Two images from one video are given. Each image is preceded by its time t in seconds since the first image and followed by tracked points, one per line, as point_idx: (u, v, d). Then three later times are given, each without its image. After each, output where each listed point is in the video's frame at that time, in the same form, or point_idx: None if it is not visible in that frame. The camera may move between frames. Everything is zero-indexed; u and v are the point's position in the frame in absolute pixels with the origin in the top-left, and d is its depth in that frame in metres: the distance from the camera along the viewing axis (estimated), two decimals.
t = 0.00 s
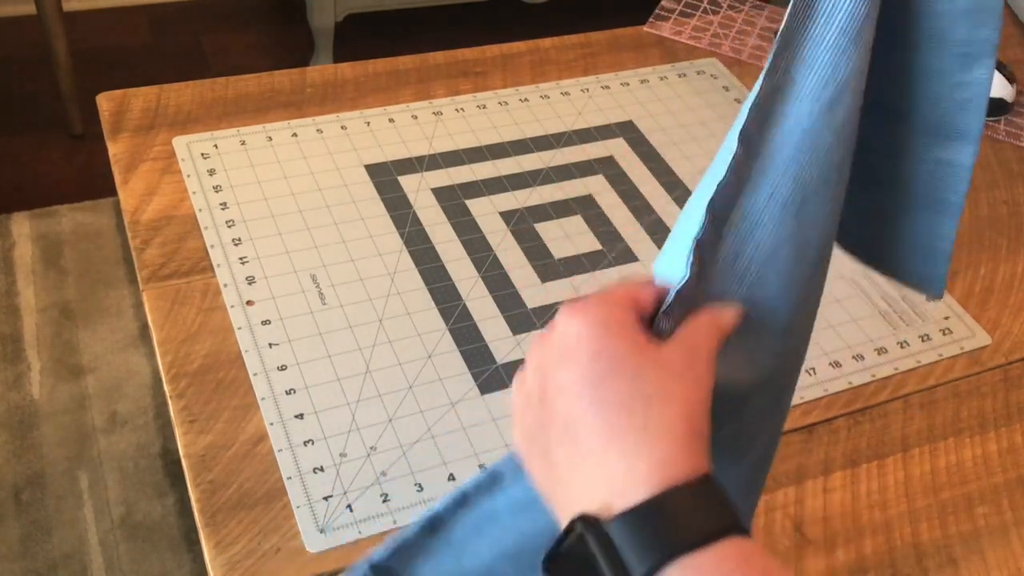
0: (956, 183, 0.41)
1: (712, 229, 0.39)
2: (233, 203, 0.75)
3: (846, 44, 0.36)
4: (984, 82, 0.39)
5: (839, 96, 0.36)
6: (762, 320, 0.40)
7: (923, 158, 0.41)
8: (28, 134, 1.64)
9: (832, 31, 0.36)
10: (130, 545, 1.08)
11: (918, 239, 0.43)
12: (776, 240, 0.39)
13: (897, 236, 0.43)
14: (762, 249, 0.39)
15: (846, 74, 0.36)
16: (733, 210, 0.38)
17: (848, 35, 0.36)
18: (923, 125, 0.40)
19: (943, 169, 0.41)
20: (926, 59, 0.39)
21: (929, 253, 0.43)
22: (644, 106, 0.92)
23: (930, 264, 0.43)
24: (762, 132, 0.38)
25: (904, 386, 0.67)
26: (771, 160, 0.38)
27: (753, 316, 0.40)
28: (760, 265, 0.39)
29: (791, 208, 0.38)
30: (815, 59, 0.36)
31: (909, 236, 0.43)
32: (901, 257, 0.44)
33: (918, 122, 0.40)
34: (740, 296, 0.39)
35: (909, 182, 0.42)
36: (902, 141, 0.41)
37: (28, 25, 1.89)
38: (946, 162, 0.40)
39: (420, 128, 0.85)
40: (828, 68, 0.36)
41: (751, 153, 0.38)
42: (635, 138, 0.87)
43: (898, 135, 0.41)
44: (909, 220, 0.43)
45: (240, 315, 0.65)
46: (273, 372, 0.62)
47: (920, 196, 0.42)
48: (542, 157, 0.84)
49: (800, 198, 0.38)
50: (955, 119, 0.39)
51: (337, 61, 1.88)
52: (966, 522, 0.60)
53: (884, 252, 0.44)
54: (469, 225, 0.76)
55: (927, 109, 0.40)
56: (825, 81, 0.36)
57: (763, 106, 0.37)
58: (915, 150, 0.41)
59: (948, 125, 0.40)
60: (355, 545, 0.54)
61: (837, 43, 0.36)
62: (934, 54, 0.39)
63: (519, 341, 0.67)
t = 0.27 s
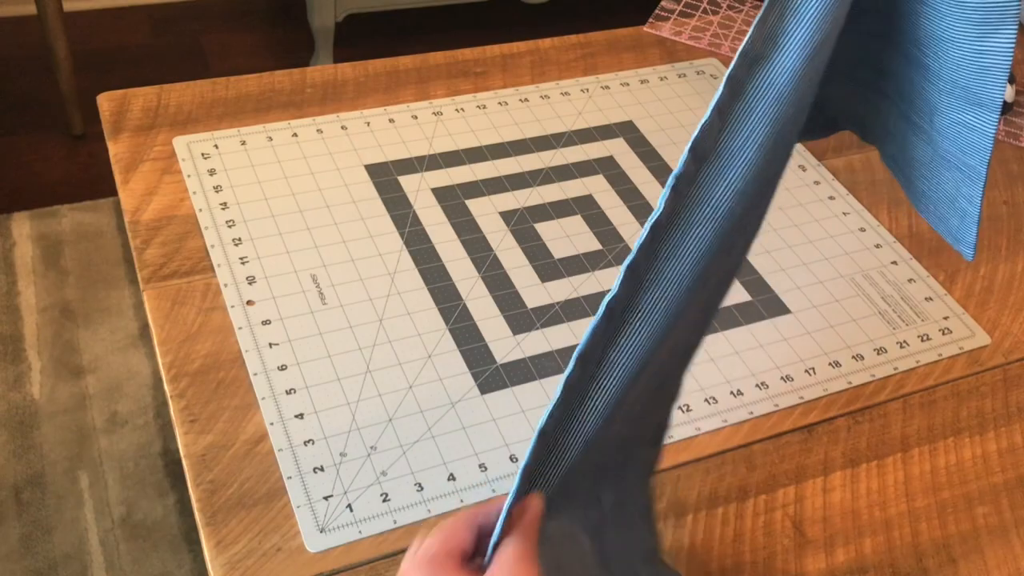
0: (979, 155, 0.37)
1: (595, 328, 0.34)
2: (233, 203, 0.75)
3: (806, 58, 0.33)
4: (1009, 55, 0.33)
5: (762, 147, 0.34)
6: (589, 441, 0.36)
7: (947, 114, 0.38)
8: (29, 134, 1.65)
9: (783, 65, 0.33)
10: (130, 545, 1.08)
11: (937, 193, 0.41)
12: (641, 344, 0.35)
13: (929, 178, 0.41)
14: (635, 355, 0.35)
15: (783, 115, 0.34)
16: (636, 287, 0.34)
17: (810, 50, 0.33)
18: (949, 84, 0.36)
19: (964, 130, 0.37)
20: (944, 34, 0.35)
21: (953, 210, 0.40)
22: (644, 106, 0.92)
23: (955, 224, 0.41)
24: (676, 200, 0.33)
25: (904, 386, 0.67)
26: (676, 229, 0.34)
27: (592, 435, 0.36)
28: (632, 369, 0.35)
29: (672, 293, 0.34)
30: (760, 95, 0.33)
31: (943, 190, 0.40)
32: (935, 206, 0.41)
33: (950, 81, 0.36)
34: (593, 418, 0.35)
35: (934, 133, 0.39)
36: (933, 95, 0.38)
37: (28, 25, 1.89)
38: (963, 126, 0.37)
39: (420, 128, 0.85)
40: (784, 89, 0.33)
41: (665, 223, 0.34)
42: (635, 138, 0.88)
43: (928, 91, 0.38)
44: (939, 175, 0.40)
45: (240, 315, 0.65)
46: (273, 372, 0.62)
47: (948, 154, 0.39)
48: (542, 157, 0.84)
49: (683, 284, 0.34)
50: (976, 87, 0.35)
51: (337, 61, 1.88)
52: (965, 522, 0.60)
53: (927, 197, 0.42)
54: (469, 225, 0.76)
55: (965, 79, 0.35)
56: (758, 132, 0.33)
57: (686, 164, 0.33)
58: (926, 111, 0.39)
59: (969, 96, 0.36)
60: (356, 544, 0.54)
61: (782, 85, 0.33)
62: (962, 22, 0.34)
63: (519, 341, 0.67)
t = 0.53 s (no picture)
0: (947, 161, 0.44)
1: (591, 295, 0.39)
2: (233, 203, 0.75)
3: (781, 59, 0.39)
4: (978, 62, 0.41)
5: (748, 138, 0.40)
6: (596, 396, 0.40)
7: (912, 127, 0.44)
8: (29, 134, 1.65)
9: (762, 70, 0.39)
10: (130, 544, 1.08)
11: (894, 214, 0.47)
12: (640, 307, 0.39)
13: (882, 207, 0.47)
14: (635, 317, 0.39)
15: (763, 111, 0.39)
16: (626, 254, 0.39)
17: (785, 51, 0.39)
18: (907, 96, 0.44)
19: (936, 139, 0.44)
20: (908, 47, 0.42)
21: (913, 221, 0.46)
22: (644, 106, 0.92)
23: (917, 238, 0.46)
24: (667, 182, 0.39)
25: (904, 386, 0.68)
26: (664, 210, 0.39)
27: (597, 395, 0.40)
28: (637, 329, 0.39)
29: (672, 264, 0.39)
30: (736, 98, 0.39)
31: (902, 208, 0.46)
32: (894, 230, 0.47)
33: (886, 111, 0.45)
34: (592, 375, 0.39)
35: (897, 151, 0.45)
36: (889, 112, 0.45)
37: (29, 25, 1.89)
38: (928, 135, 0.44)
39: (420, 128, 0.85)
40: (762, 88, 0.39)
41: (655, 202, 0.39)
42: (634, 138, 0.88)
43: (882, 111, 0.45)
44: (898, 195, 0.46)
45: (240, 315, 0.66)
46: (273, 372, 0.62)
47: (911, 170, 0.45)
48: (542, 157, 0.84)
49: (684, 254, 0.40)
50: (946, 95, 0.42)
51: (337, 61, 1.89)
52: (965, 522, 0.60)
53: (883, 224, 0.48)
54: (469, 225, 0.76)
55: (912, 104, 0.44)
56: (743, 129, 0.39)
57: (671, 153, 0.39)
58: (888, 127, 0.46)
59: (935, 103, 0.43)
60: (356, 544, 0.54)
61: (757, 89, 0.39)
62: (928, 31, 0.41)
63: (519, 341, 0.67)
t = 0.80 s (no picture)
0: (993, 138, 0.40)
1: (577, 299, 0.32)
2: (233, 203, 0.75)
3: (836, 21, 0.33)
4: None
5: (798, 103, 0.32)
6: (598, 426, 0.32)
7: (965, 96, 0.40)
8: (30, 134, 1.65)
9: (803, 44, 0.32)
10: (130, 544, 1.08)
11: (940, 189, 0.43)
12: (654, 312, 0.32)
13: (922, 183, 0.43)
14: (653, 319, 0.32)
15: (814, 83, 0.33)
16: (642, 229, 0.32)
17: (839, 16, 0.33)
18: (967, 61, 0.39)
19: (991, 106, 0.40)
20: (965, 3, 0.38)
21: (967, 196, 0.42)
22: (644, 107, 0.92)
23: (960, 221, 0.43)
24: (685, 157, 0.32)
25: (903, 386, 0.68)
26: (678, 193, 0.32)
27: (602, 423, 0.32)
28: (654, 337, 0.32)
29: (697, 257, 0.32)
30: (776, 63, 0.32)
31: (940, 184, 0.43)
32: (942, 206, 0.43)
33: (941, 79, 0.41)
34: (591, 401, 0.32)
35: (941, 120, 0.41)
36: (946, 79, 0.40)
37: (29, 25, 1.89)
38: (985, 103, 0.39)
39: (420, 128, 0.85)
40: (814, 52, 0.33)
41: (670, 184, 0.32)
42: (635, 138, 0.88)
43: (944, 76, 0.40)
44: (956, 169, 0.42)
45: (240, 315, 0.66)
46: (273, 372, 0.62)
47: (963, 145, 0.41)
48: (542, 157, 0.84)
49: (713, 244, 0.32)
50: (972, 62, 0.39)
51: (337, 61, 1.88)
52: (965, 522, 0.60)
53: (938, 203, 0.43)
54: (469, 225, 0.76)
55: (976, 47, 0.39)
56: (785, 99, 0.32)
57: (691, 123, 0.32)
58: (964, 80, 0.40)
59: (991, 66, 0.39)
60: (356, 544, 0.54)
61: (805, 53, 0.32)
62: None
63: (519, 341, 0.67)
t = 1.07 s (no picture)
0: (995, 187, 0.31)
1: (540, 328, 0.33)
2: (233, 203, 0.75)
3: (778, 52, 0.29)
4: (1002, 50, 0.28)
5: (777, 84, 0.29)
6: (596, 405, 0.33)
7: (944, 145, 0.31)
8: (30, 134, 1.65)
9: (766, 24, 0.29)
10: (130, 545, 1.08)
11: (948, 250, 0.34)
12: (650, 298, 0.32)
13: (932, 240, 0.35)
14: (608, 352, 0.32)
15: (794, 62, 0.29)
16: (589, 266, 0.32)
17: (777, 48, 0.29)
18: (938, 111, 0.31)
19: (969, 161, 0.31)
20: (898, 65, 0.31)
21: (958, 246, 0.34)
22: (644, 106, 0.92)
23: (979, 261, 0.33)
24: (665, 141, 0.31)
25: (904, 386, 0.67)
26: (661, 177, 0.31)
27: (568, 445, 0.33)
28: (611, 370, 0.32)
29: (685, 245, 0.31)
30: (745, 47, 0.29)
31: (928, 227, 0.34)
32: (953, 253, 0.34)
33: (908, 126, 0.33)
34: (590, 387, 0.33)
35: (933, 175, 0.33)
36: (915, 127, 0.32)
37: (29, 25, 1.89)
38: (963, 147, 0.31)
39: (420, 128, 0.85)
40: (784, 29, 0.29)
41: (650, 169, 0.31)
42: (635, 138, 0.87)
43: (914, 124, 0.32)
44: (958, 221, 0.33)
45: (239, 315, 0.65)
46: (273, 372, 0.62)
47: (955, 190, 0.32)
48: (542, 157, 0.84)
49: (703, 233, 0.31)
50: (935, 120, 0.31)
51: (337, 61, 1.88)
52: (966, 522, 0.60)
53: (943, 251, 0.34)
54: (469, 225, 0.76)
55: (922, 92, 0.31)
56: (757, 79, 0.29)
57: (669, 105, 0.31)
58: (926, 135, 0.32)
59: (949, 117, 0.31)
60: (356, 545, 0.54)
61: (770, 36, 0.29)
62: (932, 33, 0.29)
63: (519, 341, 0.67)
